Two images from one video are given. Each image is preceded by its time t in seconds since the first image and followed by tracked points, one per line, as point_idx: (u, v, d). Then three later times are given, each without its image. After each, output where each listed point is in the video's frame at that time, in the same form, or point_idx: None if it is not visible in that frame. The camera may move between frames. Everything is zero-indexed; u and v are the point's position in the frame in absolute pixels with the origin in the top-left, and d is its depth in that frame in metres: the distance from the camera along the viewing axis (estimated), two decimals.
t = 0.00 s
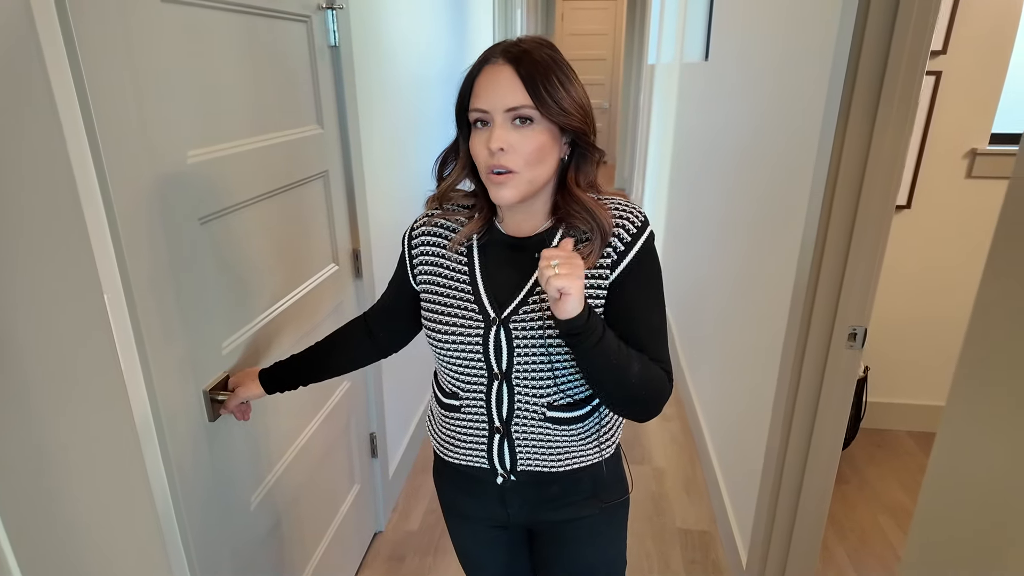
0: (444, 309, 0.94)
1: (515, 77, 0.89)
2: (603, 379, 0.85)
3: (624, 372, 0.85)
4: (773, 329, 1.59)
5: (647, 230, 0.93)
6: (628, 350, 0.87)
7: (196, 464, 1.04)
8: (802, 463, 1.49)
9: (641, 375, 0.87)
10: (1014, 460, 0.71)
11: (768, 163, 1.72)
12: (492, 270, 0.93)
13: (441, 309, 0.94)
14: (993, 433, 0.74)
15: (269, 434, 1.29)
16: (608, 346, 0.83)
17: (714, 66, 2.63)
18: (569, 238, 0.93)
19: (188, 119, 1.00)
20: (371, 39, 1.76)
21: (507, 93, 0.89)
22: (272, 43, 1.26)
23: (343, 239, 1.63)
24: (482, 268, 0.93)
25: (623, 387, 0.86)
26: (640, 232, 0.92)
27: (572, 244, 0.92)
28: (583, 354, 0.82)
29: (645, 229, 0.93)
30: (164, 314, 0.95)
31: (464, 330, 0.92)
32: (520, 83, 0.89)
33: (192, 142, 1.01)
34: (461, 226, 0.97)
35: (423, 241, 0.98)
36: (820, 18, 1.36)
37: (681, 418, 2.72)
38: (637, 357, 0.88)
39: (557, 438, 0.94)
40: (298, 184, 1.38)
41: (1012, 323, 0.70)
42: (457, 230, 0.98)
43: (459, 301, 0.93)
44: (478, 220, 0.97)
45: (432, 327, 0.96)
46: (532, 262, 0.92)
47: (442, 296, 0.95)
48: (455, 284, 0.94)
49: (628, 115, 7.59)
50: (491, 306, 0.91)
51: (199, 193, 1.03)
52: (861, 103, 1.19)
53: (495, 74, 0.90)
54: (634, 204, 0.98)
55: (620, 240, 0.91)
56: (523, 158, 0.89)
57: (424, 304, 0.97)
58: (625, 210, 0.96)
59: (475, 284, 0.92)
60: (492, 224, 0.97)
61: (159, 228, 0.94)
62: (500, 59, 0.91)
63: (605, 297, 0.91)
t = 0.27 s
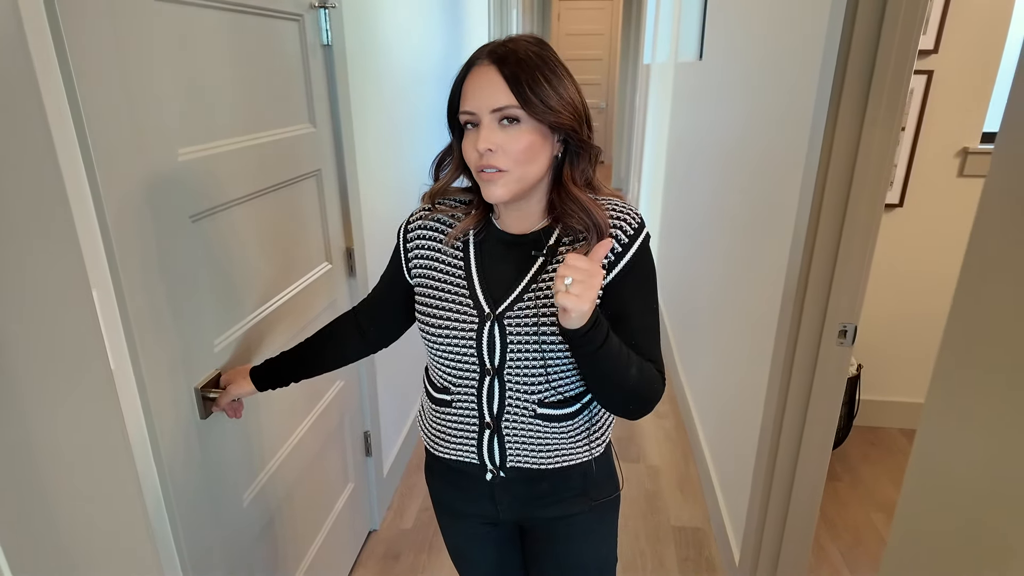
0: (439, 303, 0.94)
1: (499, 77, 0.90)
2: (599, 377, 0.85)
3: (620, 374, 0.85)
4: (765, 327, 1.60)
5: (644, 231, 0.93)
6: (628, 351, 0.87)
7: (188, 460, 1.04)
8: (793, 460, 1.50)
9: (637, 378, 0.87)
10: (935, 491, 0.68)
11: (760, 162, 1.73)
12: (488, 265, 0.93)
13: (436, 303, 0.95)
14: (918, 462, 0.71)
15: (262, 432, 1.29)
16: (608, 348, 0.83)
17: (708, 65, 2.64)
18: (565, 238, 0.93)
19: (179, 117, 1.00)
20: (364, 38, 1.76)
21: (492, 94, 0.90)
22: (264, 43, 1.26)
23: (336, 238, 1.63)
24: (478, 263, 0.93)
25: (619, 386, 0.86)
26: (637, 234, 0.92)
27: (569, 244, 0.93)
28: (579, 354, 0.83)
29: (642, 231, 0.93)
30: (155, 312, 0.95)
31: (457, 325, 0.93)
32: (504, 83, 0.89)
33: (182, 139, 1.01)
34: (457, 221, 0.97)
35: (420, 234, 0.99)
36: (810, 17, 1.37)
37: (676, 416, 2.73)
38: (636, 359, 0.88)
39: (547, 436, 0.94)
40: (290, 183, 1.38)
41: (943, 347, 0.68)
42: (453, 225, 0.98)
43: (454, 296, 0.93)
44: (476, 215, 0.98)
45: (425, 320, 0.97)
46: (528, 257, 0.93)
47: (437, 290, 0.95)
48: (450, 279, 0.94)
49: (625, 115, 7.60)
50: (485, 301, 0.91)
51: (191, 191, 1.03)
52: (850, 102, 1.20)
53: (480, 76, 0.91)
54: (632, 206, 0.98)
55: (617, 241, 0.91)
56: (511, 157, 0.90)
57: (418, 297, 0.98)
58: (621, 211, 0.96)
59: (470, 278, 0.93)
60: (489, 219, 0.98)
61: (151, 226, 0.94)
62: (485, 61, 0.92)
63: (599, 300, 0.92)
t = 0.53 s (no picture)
0: (434, 303, 0.94)
1: (508, 70, 0.90)
2: (593, 378, 0.87)
3: (614, 373, 0.87)
4: (759, 324, 1.60)
5: (637, 227, 0.94)
6: (621, 349, 0.89)
7: (181, 458, 1.03)
8: (788, 457, 1.50)
9: (633, 376, 0.89)
10: (925, 485, 0.68)
11: (754, 160, 1.73)
12: (483, 263, 0.94)
13: (430, 303, 0.94)
14: (909, 456, 0.71)
15: (256, 429, 1.29)
16: (599, 350, 0.85)
17: (703, 64, 2.64)
18: (560, 235, 0.93)
19: (171, 114, 1.00)
20: (359, 37, 1.76)
21: (500, 86, 0.90)
22: (256, 40, 1.26)
23: (330, 236, 1.63)
24: (472, 261, 0.93)
25: (614, 385, 0.88)
26: (629, 231, 0.93)
27: (563, 242, 0.92)
28: (573, 358, 0.84)
29: (635, 226, 0.93)
30: (148, 309, 0.95)
31: (455, 324, 0.92)
32: (514, 76, 0.90)
33: (174, 136, 1.01)
34: (450, 219, 0.97)
35: (411, 235, 0.98)
36: (802, 15, 1.37)
37: (671, 414, 2.74)
38: (630, 356, 0.89)
39: (547, 430, 0.95)
40: (284, 181, 1.38)
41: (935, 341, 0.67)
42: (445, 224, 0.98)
43: (450, 295, 0.93)
44: (469, 214, 0.97)
45: (421, 321, 0.96)
46: (523, 255, 0.93)
47: (431, 290, 0.94)
48: (444, 277, 0.94)
49: (621, 115, 7.61)
50: (482, 299, 0.91)
51: (185, 187, 1.03)
52: (842, 99, 1.20)
53: (488, 67, 0.91)
54: (623, 202, 0.98)
55: (612, 238, 0.91)
56: (514, 151, 0.90)
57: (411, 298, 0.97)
58: (615, 207, 0.96)
59: (465, 276, 0.93)
60: (483, 218, 0.98)
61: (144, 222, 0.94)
62: (494, 52, 0.92)
63: (595, 298, 0.92)
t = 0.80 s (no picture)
0: (430, 301, 0.94)
1: (511, 62, 0.91)
2: (585, 388, 0.88)
3: (606, 381, 0.88)
4: (756, 322, 1.61)
5: (632, 228, 0.94)
6: (611, 356, 0.90)
7: (177, 457, 1.03)
8: (784, 455, 1.50)
9: (624, 381, 0.90)
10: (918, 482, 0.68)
11: (751, 159, 1.74)
12: (479, 261, 0.94)
13: (426, 301, 0.94)
14: (902, 454, 0.71)
15: (253, 428, 1.29)
16: (591, 363, 0.86)
17: (700, 63, 2.65)
18: (558, 230, 0.93)
19: (168, 113, 1.00)
20: (356, 36, 1.76)
21: (503, 77, 0.90)
22: (253, 39, 1.26)
23: (327, 235, 1.63)
24: (468, 260, 0.94)
25: (606, 392, 0.89)
26: (625, 232, 0.93)
27: (560, 238, 0.92)
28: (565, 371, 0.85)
29: (630, 228, 0.94)
30: (146, 307, 0.95)
31: (451, 322, 0.93)
32: (516, 68, 0.91)
33: (171, 135, 1.01)
34: (445, 215, 0.97)
35: (407, 231, 0.98)
36: (798, 14, 1.38)
37: (669, 413, 2.74)
38: (620, 362, 0.91)
39: (543, 428, 0.95)
40: (281, 179, 1.38)
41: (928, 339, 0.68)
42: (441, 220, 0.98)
43: (446, 293, 0.93)
44: (464, 209, 0.97)
45: (417, 320, 0.96)
46: (519, 254, 0.94)
47: (428, 289, 0.94)
48: (440, 275, 0.94)
49: (618, 115, 7.62)
50: (478, 298, 0.91)
51: (182, 185, 1.03)
52: (838, 98, 1.21)
53: (491, 58, 0.92)
54: (621, 201, 0.98)
55: (608, 238, 0.92)
56: (515, 141, 0.90)
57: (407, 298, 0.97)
58: (611, 208, 0.96)
59: (461, 274, 0.93)
60: (478, 216, 0.98)
61: (141, 222, 0.94)
62: (496, 45, 0.93)
63: (591, 298, 0.92)
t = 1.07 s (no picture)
0: (417, 297, 0.94)
1: (502, 55, 0.91)
2: (582, 362, 0.85)
3: (602, 358, 0.85)
4: (749, 321, 1.60)
5: (620, 227, 0.93)
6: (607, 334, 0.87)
7: (166, 455, 1.03)
8: (778, 454, 1.50)
9: (619, 362, 0.87)
10: (907, 481, 0.67)
11: (745, 157, 1.73)
12: (466, 258, 0.93)
13: (413, 298, 0.94)
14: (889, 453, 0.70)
15: (244, 427, 1.29)
16: (589, 331, 0.83)
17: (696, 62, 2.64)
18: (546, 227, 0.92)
19: (156, 110, 1.00)
20: (350, 34, 1.76)
21: (493, 70, 0.90)
22: (244, 37, 1.25)
23: (320, 233, 1.63)
24: (455, 256, 0.93)
25: (601, 370, 0.86)
26: (613, 231, 0.92)
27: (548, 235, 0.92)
28: (564, 332, 0.82)
29: (618, 226, 0.93)
30: (134, 305, 0.95)
31: (436, 320, 0.92)
32: (507, 62, 0.90)
33: (159, 133, 1.01)
34: (434, 212, 0.97)
35: (396, 228, 0.98)
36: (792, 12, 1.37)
37: (665, 412, 2.74)
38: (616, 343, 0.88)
39: (529, 427, 0.94)
40: (273, 177, 1.37)
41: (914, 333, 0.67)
42: (430, 215, 0.98)
43: (432, 290, 0.93)
44: (453, 205, 0.97)
45: (403, 317, 0.96)
46: (506, 251, 0.92)
47: (414, 286, 0.94)
48: (426, 272, 0.93)
49: (617, 114, 7.61)
50: (463, 294, 0.91)
51: (171, 183, 1.03)
52: (831, 96, 1.20)
53: (482, 51, 0.92)
54: (609, 201, 0.98)
55: (595, 236, 0.91)
56: (504, 134, 0.89)
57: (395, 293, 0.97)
58: (600, 207, 0.96)
59: (447, 271, 0.92)
60: (466, 213, 0.97)
61: (129, 221, 0.94)
62: (489, 39, 0.93)
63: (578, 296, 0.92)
